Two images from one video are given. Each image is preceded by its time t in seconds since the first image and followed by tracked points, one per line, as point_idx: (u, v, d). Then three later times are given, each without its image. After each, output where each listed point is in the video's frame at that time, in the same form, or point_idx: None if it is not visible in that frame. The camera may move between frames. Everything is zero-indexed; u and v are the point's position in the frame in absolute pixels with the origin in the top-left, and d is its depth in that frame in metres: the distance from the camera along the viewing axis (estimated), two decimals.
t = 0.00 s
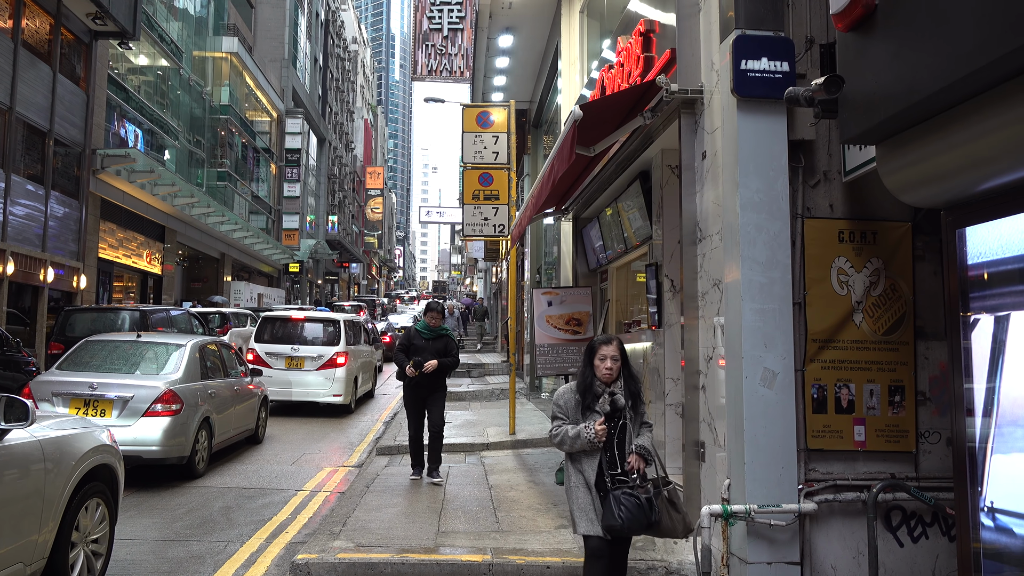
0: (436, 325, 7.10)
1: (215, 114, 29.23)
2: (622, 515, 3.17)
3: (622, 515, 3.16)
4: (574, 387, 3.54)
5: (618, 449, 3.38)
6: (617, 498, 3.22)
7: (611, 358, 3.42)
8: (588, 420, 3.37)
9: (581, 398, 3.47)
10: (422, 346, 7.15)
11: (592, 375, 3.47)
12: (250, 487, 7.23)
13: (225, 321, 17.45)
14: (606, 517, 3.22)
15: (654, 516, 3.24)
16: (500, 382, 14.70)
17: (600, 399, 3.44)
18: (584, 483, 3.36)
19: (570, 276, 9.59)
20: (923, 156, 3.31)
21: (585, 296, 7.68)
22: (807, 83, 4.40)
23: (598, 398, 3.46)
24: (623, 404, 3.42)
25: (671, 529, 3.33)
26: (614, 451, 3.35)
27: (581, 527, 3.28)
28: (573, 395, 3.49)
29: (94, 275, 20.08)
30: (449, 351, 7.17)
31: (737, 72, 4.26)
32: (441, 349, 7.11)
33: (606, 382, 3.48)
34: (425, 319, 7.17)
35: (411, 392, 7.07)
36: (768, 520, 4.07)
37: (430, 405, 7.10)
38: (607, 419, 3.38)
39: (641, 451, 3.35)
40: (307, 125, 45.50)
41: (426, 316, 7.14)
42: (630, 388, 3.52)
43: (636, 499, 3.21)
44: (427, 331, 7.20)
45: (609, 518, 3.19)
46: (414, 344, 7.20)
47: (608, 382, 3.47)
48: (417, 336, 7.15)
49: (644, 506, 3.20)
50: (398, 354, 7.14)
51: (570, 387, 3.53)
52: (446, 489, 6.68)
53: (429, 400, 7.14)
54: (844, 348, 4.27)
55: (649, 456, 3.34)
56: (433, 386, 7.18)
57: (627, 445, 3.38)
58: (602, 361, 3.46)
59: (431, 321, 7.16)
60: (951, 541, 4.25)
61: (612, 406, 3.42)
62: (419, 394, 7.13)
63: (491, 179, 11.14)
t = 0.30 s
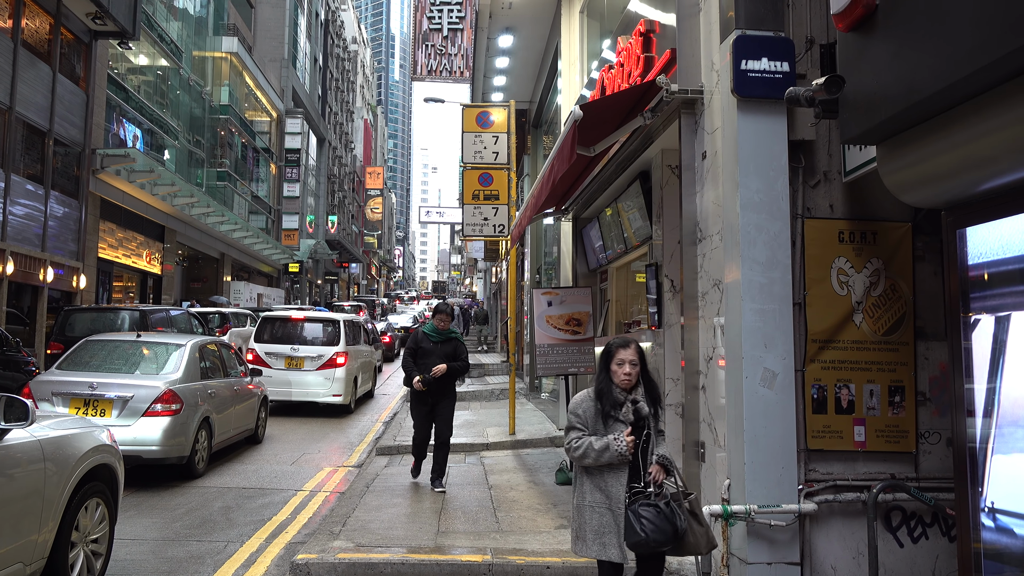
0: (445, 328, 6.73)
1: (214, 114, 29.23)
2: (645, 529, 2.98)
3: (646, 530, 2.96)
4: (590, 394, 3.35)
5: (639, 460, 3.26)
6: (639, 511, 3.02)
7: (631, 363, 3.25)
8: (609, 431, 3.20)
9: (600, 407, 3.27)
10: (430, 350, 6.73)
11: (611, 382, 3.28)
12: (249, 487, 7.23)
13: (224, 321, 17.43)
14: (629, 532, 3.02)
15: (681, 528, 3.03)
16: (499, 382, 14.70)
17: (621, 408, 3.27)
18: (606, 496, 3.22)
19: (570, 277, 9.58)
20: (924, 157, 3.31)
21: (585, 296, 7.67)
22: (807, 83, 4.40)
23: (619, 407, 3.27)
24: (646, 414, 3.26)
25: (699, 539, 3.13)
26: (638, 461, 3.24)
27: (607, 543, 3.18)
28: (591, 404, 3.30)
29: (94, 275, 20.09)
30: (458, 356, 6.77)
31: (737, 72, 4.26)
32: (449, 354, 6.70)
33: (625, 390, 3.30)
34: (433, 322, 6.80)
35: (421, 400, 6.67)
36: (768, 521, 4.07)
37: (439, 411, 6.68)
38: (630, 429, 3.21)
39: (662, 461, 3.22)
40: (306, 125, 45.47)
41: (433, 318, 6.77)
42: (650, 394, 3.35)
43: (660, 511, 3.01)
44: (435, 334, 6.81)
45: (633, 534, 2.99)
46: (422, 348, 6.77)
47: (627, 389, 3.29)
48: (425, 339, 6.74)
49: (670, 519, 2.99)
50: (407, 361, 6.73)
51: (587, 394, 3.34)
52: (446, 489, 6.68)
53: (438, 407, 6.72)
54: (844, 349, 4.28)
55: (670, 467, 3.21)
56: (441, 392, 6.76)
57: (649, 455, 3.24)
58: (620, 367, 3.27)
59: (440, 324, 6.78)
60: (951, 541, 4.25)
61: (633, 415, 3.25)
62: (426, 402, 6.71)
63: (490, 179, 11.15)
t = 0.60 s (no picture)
0: (454, 327, 6.28)
1: (214, 114, 29.23)
2: (684, 547, 2.78)
3: (685, 548, 2.77)
4: (620, 399, 3.17)
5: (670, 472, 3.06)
6: (676, 527, 2.84)
7: (665, 368, 3.08)
8: (640, 440, 3.01)
9: (631, 414, 3.08)
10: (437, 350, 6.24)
11: (643, 388, 3.11)
12: (250, 488, 7.23)
13: (224, 321, 17.40)
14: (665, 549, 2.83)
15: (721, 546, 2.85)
16: (499, 383, 14.71)
17: (653, 415, 3.08)
18: (636, 511, 3.00)
19: (571, 277, 9.57)
20: (926, 159, 3.31)
21: (586, 296, 7.66)
22: (808, 84, 4.40)
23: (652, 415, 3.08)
24: (681, 422, 3.08)
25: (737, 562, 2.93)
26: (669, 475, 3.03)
27: (638, 562, 2.94)
28: (623, 410, 3.11)
29: (93, 275, 20.09)
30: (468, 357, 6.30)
31: (738, 73, 4.26)
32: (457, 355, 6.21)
33: (657, 397, 3.13)
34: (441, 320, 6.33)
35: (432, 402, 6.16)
36: (769, 522, 4.07)
37: (451, 413, 6.20)
38: (663, 437, 3.03)
39: (695, 474, 3.06)
40: (306, 125, 45.43)
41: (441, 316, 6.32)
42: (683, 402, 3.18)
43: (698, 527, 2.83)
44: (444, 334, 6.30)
45: (670, 551, 2.80)
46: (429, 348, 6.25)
47: (660, 396, 3.13)
48: (433, 339, 6.24)
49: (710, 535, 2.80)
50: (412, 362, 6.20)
51: (616, 399, 3.16)
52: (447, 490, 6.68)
53: (449, 408, 6.24)
54: (845, 350, 4.28)
55: (705, 481, 3.04)
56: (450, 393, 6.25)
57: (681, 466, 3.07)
58: (654, 372, 3.11)
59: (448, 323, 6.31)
60: (952, 542, 4.25)
61: (666, 422, 3.07)
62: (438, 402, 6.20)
63: (491, 179, 11.17)
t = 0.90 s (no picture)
0: (465, 332, 5.97)
1: (214, 114, 29.22)
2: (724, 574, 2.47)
3: None
4: (653, 410, 2.90)
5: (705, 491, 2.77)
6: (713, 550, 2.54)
7: (703, 378, 2.79)
8: (672, 456, 2.74)
9: (665, 428, 2.79)
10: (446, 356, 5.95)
11: (679, 400, 2.82)
12: (252, 492, 7.22)
13: (225, 321, 17.25)
14: None
15: None
16: (500, 385, 14.70)
17: (688, 429, 2.80)
18: (664, 531, 2.77)
19: (573, 281, 9.56)
20: (940, 177, 3.29)
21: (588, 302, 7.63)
22: (814, 93, 4.38)
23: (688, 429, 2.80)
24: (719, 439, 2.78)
25: None
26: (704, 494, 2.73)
27: None
28: (658, 420, 2.83)
29: (93, 275, 20.08)
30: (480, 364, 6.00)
31: (744, 82, 4.25)
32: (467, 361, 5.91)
33: (695, 409, 2.84)
34: (452, 323, 6.04)
35: (439, 411, 5.94)
36: (774, 534, 4.05)
37: (458, 422, 5.94)
38: (698, 455, 2.74)
39: (733, 496, 2.76)
40: (306, 124, 45.38)
41: (451, 319, 6.03)
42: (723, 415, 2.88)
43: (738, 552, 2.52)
44: (454, 339, 6.01)
45: None
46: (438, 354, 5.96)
47: (698, 409, 2.84)
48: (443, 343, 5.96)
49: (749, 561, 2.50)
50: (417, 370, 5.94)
51: (649, 410, 2.89)
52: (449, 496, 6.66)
53: (459, 417, 5.98)
54: (850, 359, 4.27)
55: (743, 505, 2.75)
56: (460, 400, 5.98)
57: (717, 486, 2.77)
58: (692, 383, 2.82)
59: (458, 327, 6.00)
60: (957, 552, 4.24)
61: (703, 439, 2.77)
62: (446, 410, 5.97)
63: (493, 183, 11.22)
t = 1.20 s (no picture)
0: (485, 340, 5.71)
1: (215, 114, 29.17)
2: None
3: None
4: (686, 435, 2.64)
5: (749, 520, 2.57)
6: None
7: (741, 397, 2.57)
8: (718, 487, 2.50)
9: (704, 456, 2.54)
10: (464, 365, 5.71)
11: (715, 423, 2.58)
12: (255, 497, 7.18)
13: (226, 322, 17.21)
14: None
15: None
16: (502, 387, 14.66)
17: (729, 455, 2.56)
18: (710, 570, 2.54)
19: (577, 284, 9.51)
20: (960, 192, 3.24)
21: (593, 305, 7.58)
22: (825, 98, 4.34)
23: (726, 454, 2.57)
24: (762, 462, 2.57)
25: None
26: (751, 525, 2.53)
27: None
28: (692, 448, 2.58)
29: (95, 276, 20.05)
30: (500, 376, 5.73)
31: (753, 87, 4.22)
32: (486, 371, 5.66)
33: (731, 432, 2.60)
34: (472, 331, 5.79)
35: (456, 424, 5.67)
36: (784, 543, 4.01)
37: (475, 437, 5.68)
38: (743, 483, 2.52)
39: (779, 522, 2.59)
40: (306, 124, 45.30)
41: (471, 327, 5.80)
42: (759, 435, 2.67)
43: None
44: (473, 348, 5.75)
45: None
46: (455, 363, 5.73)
47: (735, 432, 2.60)
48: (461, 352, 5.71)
49: None
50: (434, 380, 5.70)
51: (682, 436, 2.63)
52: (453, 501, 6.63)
53: (476, 431, 5.71)
54: (860, 367, 4.23)
55: (789, 530, 2.59)
56: (478, 413, 5.71)
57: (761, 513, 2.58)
58: (726, 404, 2.59)
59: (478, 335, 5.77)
60: (969, 561, 4.21)
61: (746, 465, 2.55)
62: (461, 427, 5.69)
63: (496, 185, 11.53)
